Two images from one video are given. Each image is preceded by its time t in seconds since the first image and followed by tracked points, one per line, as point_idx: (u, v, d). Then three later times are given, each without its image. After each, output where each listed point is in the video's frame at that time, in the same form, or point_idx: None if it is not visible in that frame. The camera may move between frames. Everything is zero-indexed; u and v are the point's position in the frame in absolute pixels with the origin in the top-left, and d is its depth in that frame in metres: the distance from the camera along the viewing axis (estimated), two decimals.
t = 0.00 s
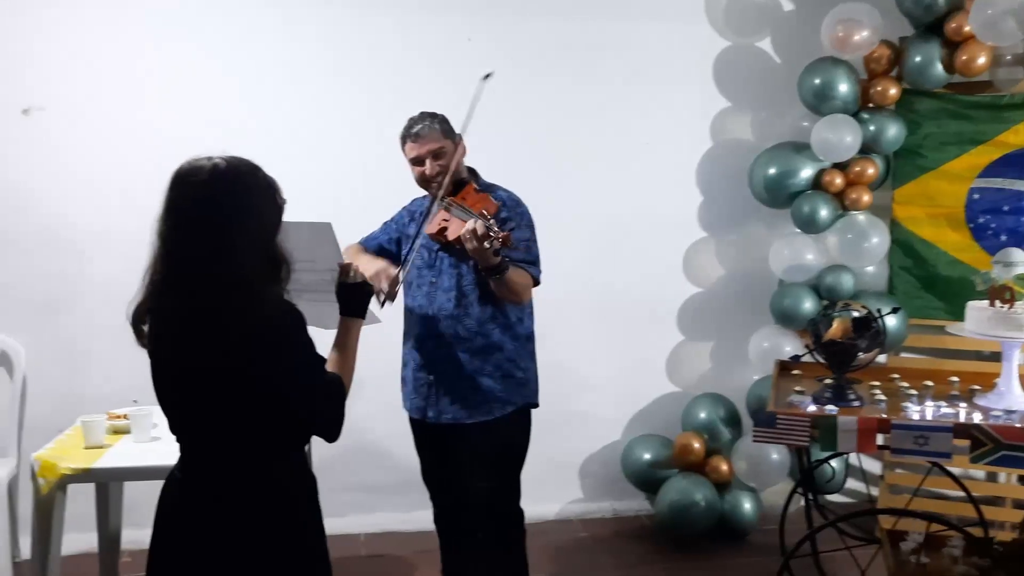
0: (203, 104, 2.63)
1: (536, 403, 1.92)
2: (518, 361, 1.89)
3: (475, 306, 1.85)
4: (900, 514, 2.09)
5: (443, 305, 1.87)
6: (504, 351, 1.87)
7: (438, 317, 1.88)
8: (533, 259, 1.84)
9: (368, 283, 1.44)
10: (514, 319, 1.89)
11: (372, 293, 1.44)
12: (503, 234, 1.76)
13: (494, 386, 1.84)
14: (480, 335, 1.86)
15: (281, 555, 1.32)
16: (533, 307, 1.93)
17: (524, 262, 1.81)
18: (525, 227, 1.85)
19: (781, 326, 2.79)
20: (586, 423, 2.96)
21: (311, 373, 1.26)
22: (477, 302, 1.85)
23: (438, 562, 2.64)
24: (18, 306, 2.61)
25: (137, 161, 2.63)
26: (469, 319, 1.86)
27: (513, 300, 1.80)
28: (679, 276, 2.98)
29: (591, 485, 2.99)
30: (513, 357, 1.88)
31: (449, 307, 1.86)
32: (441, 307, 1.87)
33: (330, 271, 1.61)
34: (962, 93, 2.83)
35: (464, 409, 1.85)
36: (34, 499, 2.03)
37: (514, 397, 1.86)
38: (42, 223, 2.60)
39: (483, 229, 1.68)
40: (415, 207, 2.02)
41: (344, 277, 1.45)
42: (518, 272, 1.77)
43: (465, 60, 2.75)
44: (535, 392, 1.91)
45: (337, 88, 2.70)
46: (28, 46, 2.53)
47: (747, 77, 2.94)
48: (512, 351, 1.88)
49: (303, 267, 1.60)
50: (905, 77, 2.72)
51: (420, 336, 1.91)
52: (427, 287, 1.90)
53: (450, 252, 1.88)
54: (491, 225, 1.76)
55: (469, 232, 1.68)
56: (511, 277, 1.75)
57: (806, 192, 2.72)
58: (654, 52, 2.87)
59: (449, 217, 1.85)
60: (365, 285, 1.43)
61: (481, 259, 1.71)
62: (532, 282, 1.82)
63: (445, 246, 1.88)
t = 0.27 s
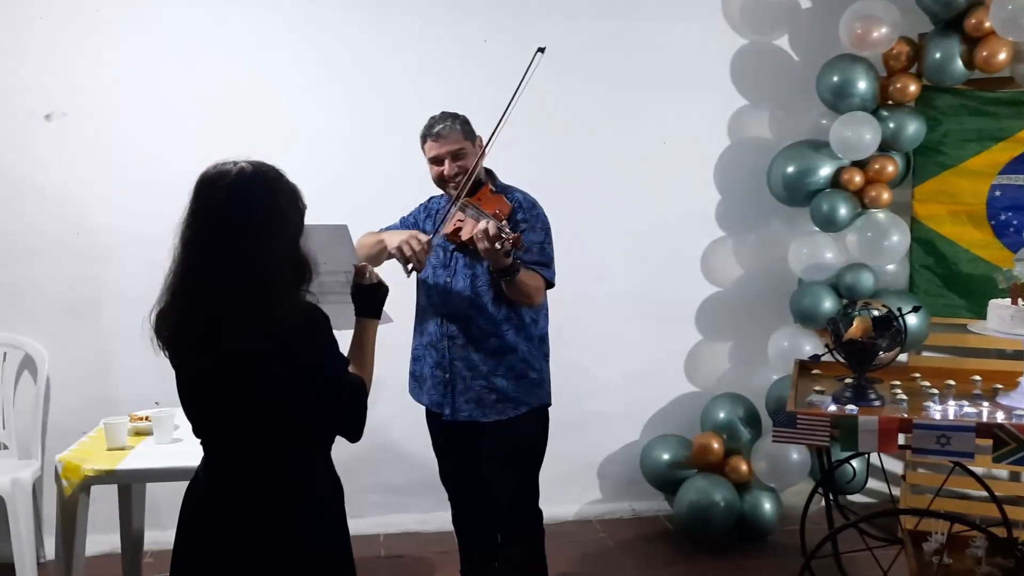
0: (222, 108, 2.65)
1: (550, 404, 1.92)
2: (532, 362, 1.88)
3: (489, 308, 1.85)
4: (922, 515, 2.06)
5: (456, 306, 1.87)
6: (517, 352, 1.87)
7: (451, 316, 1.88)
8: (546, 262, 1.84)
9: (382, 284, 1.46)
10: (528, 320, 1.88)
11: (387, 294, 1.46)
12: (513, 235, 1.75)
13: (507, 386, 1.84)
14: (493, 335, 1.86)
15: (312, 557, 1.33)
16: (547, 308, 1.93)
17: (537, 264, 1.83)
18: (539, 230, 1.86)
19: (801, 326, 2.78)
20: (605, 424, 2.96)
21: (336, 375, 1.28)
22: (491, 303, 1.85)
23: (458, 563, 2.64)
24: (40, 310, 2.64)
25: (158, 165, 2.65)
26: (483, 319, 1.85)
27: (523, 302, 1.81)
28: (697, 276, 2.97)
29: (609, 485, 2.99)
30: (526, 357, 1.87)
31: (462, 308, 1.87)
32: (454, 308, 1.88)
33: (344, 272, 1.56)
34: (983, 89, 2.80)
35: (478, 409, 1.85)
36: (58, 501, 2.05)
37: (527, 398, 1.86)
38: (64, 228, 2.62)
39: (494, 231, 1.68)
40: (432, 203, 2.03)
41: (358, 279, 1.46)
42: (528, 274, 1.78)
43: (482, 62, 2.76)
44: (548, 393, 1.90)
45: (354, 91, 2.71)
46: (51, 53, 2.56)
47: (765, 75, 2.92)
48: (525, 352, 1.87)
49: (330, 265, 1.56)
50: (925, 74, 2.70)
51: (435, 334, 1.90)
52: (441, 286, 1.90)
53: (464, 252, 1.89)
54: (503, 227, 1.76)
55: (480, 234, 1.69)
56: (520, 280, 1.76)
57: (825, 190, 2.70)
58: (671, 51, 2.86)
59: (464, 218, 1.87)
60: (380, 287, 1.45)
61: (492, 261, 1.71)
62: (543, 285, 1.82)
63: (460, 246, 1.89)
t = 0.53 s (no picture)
0: (238, 108, 2.66)
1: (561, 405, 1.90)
2: (543, 360, 1.86)
3: (501, 308, 1.84)
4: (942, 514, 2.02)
5: (468, 305, 1.86)
6: (529, 352, 1.85)
7: (463, 316, 1.87)
8: (559, 263, 1.80)
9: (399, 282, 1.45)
10: (539, 320, 1.86)
11: (404, 292, 1.45)
12: (527, 236, 1.71)
13: (519, 385, 1.82)
14: (505, 335, 1.84)
15: (336, 558, 1.32)
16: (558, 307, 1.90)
17: (550, 264, 1.79)
18: (552, 230, 1.82)
19: (818, 324, 2.76)
20: (620, 423, 2.95)
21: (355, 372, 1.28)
22: (503, 303, 1.83)
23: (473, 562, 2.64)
24: (59, 310, 2.65)
25: (173, 166, 2.66)
26: (494, 318, 1.84)
27: (535, 303, 1.77)
28: (712, 275, 2.96)
29: (625, 485, 2.98)
30: (538, 357, 1.85)
31: (474, 307, 1.85)
32: (466, 306, 1.86)
33: (361, 271, 1.62)
34: (1000, 85, 2.79)
35: (490, 408, 1.83)
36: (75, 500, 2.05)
37: (538, 399, 1.84)
38: (81, 229, 2.64)
39: (506, 232, 1.65)
40: (443, 202, 2.04)
41: (375, 277, 1.46)
42: (541, 275, 1.74)
43: (496, 61, 2.76)
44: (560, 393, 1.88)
45: (368, 92, 2.71)
46: (68, 55, 2.57)
47: (780, 73, 2.91)
48: (537, 351, 1.86)
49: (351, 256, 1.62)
50: (942, 70, 2.68)
51: (446, 333, 1.89)
52: (453, 285, 1.89)
53: (476, 251, 1.88)
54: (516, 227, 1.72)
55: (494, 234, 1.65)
56: (533, 280, 1.72)
57: (841, 188, 2.68)
58: (685, 48, 2.85)
59: (478, 217, 1.88)
60: (398, 285, 1.44)
61: (504, 262, 1.68)
62: (557, 286, 1.79)
63: (472, 245, 1.88)
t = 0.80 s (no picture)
0: (255, 110, 2.68)
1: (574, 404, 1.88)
2: (556, 360, 1.84)
3: (513, 308, 1.82)
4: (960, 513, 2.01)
5: (480, 304, 1.84)
6: (541, 351, 1.83)
7: (474, 315, 1.85)
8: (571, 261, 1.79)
9: (417, 280, 1.45)
10: (551, 320, 1.84)
11: (422, 291, 1.45)
12: (537, 235, 1.70)
13: (531, 384, 1.80)
14: (516, 334, 1.82)
15: (340, 558, 1.30)
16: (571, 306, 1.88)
17: (561, 263, 1.78)
18: (564, 229, 1.81)
19: (834, 323, 2.75)
20: (636, 423, 2.95)
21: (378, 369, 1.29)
22: (515, 303, 1.81)
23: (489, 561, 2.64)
24: (79, 310, 2.68)
25: (192, 167, 2.68)
26: (507, 318, 1.82)
27: (546, 302, 1.76)
28: (729, 274, 2.95)
29: (641, 484, 2.98)
30: (550, 356, 1.83)
31: (486, 307, 1.83)
32: (478, 306, 1.84)
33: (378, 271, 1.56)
34: (1018, 81, 2.78)
35: (502, 407, 1.82)
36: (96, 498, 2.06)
37: (550, 398, 1.82)
38: (101, 229, 2.66)
39: (517, 230, 1.64)
40: (456, 202, 2.03)
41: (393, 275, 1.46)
42: (551, 273, 1.73)
43: (511, 61, 2.76)
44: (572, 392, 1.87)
45: (384, 92, 2.72)
46: (88, 58, 2.60)
47: (796, 71, 2.90)
48: (549, 351, 1.83)
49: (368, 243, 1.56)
50: (960, 66, 2.66)
51: (458, 333, 1.88)
52: (465, 284, 1.87)
53: (488, 251, 1.85)
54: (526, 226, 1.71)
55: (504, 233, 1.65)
56: (543, 280, 1.71)
57: (858, 186, 2.67)
58: (701, 47, 2.84)
59: (490, 217, 1.86)
60: (415, 283, 1.44)
61: (515, 261, 1.67)
62: (568, 284, 1.78)
63: (484, 245, 1.86)
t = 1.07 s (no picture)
0: (271, 111, 2.69)
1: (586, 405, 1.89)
2: (570, 361, 1.85)
3: (527, 309, 1.81)
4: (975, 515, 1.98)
5: (494, 306, 1.84)
6: (554, 352, 1.83)
7: (488, 317, 1.84)
8: (584, 263, 1.79)
9: (429, 281, 1.44)
10: (565, 321, 1.84)
11: (434, 291, 1.43)
12: (550, 237, 1.69)
13: (546, 386, 1.80)
14: (530, 336, 1.82)
15: (339, 558, 1.30)
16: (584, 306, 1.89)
17: (575, 264, 1.78)
18: (577, 230, 1.81)
19: (850, 324, 2.73)
20: (650, 424, 2.94)
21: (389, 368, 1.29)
22: (529, 305, 1.81)
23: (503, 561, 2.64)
24: (96, 311, 2.70)
25: (208, 168, 2.69)
26: (521, 320, 1.82)
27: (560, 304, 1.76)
28: (743, 274, 2.94)
29: (654, 485, 2.97)
30: (564, 357, 1.84)
31: (500, 308, 1.83)
32: (492, 308, 1.84)
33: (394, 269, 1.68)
34: None
35: (515, 409, 1.82)
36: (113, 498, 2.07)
37: (564, 399, 1.83)
38: (118, 230, 2.68)
39: (531, 233, 1.63)
40: (468, 204, 2.01)
41: (405, 275, 1.45)
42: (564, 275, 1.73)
43: (525, 62, 2.76)
44: (585, 393, 1.88)
45: (399, 93, 2.73)
46: (105, 59, 2.62)
47: (811, 71, 2.89)
48: (563, 351, 1.84)
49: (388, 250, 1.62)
50: (976, 66, 2.64)
51: (470, 336, 1.87)
52: (479, 285, 1.87)
53: (501, 252, 1.85)
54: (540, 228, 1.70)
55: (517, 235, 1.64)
56: (557, 281, 1.71)
57: (874, 186, 2.66)
58: (715, 47, 2.83)
59: (503, 218, 1.85)
60: (427, 283, 1.42)
61: (529, 264, 1.66)
62: (580, 285, 1.77)
63: (497, 246, 1.85)
